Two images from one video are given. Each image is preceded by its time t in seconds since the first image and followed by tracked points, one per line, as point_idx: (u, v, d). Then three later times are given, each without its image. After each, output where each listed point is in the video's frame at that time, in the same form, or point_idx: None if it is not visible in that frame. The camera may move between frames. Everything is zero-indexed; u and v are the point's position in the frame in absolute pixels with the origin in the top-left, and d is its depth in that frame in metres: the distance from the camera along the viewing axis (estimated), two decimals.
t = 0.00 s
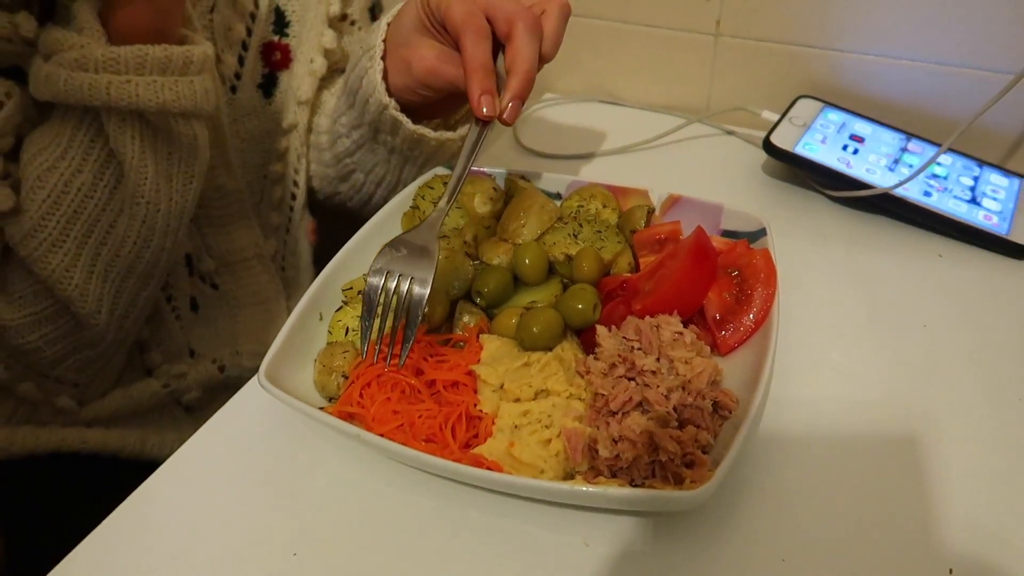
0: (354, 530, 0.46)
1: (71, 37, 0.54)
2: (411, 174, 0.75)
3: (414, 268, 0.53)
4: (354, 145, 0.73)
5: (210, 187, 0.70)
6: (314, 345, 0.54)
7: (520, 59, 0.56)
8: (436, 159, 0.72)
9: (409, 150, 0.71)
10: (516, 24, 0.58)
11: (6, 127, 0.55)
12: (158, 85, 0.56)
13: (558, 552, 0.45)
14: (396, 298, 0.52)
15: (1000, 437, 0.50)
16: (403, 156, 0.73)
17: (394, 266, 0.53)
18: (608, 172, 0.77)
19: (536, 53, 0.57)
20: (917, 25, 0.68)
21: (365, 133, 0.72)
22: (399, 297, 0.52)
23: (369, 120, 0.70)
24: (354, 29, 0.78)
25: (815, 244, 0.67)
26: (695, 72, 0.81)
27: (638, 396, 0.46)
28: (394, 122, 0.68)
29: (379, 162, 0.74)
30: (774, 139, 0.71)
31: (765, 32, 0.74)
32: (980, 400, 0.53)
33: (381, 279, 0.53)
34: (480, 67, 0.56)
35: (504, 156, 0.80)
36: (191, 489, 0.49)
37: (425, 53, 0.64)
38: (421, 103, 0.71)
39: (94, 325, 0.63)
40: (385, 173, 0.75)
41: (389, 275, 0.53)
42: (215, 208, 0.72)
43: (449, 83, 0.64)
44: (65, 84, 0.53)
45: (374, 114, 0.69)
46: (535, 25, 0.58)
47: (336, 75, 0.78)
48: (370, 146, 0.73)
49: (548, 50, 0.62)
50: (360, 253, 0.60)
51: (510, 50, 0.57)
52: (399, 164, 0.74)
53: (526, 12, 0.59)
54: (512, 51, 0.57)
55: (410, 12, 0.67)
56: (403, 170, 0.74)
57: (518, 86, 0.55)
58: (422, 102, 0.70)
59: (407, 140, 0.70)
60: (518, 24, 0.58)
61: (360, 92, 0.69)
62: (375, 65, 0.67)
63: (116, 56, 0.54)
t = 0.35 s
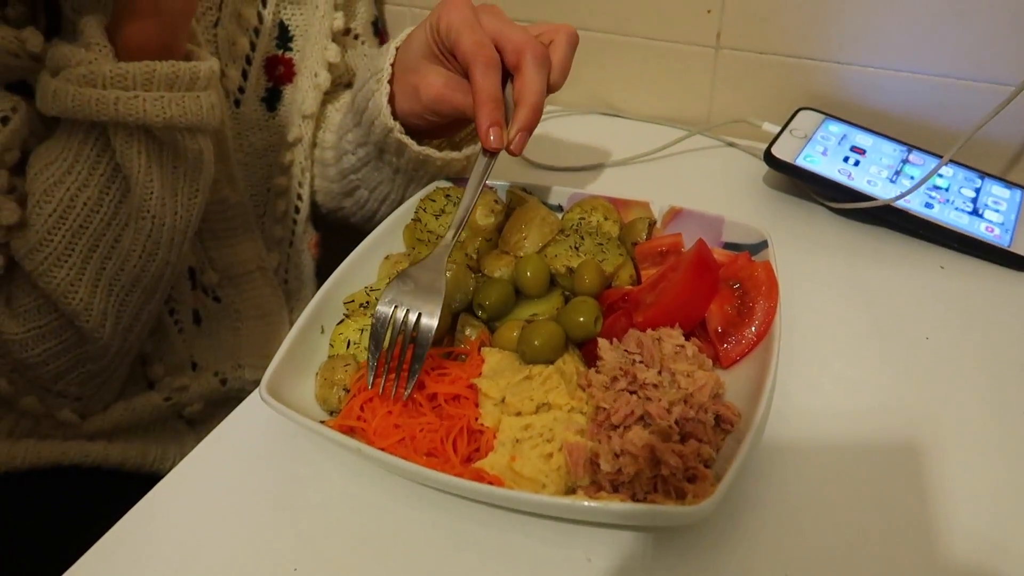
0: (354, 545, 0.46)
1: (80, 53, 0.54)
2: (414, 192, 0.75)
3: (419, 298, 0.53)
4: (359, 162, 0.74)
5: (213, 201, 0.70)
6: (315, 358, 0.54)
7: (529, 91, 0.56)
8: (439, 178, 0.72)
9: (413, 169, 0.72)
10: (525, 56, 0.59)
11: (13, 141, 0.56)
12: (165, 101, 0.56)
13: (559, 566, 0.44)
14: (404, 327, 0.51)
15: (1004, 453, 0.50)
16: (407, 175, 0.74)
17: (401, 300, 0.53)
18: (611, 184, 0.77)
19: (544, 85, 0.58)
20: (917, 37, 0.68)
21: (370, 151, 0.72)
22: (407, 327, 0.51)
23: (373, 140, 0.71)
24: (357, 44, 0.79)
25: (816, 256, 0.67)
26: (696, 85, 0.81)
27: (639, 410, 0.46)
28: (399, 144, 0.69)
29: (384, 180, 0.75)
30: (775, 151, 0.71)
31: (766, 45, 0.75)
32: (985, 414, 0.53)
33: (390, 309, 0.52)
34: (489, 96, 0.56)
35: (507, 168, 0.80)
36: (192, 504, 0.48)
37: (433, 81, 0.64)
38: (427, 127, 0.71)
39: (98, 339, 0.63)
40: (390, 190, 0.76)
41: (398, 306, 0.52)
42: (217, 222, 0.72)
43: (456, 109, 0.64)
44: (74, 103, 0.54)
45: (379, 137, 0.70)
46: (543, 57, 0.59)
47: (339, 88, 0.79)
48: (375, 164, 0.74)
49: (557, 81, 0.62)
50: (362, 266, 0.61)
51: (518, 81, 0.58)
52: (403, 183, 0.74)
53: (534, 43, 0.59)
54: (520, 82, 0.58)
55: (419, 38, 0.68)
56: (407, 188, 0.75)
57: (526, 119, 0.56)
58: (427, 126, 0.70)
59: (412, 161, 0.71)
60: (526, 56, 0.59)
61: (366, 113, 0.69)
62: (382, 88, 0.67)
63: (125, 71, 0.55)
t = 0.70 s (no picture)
0: (347, 543, 0.45)
1: (69, 42, 0.53)
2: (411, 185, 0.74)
3: (408, 299, 0.52)
4: (356, 153, 0.72)
5: (209, 194, 0.70)
6: (311, 353, 0.54)
7: (524, 93, 0.56)
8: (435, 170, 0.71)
9: (409, 161, 0.71)
10: (521, 54, 0.58)
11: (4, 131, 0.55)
12: (156, 91, 0.55)
13: (555, 565, 0.44)
14: (390, 329, 0.51)
15: (1008, 450, 0.49)
16: (403, 168, 0.72)
17: (389, 300, 0.52)
18: (611, 177, 0.76)
19: (540, 86, 0.57)
20: (923, 29, 0.67)
21: (367, 142, 0.71)
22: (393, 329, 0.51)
23: (369, 131, 0.70)
24: (354, 35, 0.79)
25: (818, 251, 0.66)
26: (697, 78, 0.80)
27: (638, 407, 0.45)
28: (394, 136, 0.68)
29: (379, 172, 0.73)
30: (777, 144, 0.70)
31: (768, 38, 0.74)
32: (989, 411, 0.52)
33: (376, 310, 0.51)
34: (484, 94, 0.55)
35: (506, 162, 0.79)
36: (186, 500, 0.48)
37: (426, 76, 0.63)
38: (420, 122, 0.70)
39: (92, 332, 0.62)
40: (386, 182, 0.74)
41: (384, 308, 0.52)
42: (214, 213, 0.71)
43: (449, 106, 0.63)
44: (64, 94, 0.53)
45: (374, 127, 0.69)
46: (540, 56, 0.58)
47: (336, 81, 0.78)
48: (372, 155, 0.72)
49: (553, 80, 0.61)
50: (359, 259, 0.60)
51: (514, 80, 0.57)
52: (400, 174, 0.73)
53: (532, 41, 0.59)
54: (516, 81, 0.57)
55: (415, 31, 0.67)
56: (404, 181, 0.73)
57: (519, 120, 0.55)
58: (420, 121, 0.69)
59: (408, 153, 0.69)
60: (523, 55, 0.58)
61: (362, 104, 0.68)
62: (376, 79, 0.67)
63: (117, 61, 0.54)
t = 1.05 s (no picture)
0: (345, 528, 0.46)
1: (71, 36, 0.54)
2: (422, 155, 0.74)
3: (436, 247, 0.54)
4: (363, 130, 0.73)
5: (209, 186, 0.70)
6: (308, 342, 0.54)
7: (543, 47, 0.57)
8: (450, 137, 0.70)
9: (423, 128, 0.70)
10: (540, 12, 0.59)
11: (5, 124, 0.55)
12: (157, 85, 0.56)
13: (549, 549, 0.44)
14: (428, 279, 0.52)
15: (997, 436, 0.50)
16: (416, 137, 0.72)
17: (423, 247, 0.54)
18: (607, 170, 0.77)
19: (560, 41, 0.58)
20: (913, 21, 0.68)
21: (377, 114, 0.71)
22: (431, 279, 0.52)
23: (383, 99, 0.69)
24: (348, 29, 0.78)
25: (811, 242, 0.67)
26: (693, 71, 0.81)
27: (631, 393, 0.46)
28: (410, 99, 0.67)
29: (389, 147, 0.74)
30: (771, 136, 0.71)
31: (762, 30, 0.74)
32: (979, 399, 0.53)
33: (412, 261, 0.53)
34: (506, 50, 0.57)
35: (503, 155, 0.80)
36: (186, 487, 0.49)
37: (445, 38, 0.62)
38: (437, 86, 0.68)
39: (94, 323, 0.63)
40: (394, 158, 0.75)
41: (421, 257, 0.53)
42: (214, 206, 0.72)
43: (469, 68, 0.61)
44: (65, 86, 0.53)
45: (390, 92, 0.67)
46: (558, 13, 0.59)
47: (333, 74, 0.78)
48: (381, 129, 0.72)
49: (571, 41, 0.62)
50: (356, 249, 0.61)
51: (533, 37, 0.58)
52: (412, 145, 0.73)
53: None
54: (535, 38, 0.58)
55: None
56: (416, 152, 0.74)
57: (541, 74, 0.56)
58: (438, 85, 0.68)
59: (423, 117, 0.68)
60: (541, 12, 0.59)
61: (376, 71, 0.67)
62: (392, 43, 0.65)
63: (119, 55, 0.54)
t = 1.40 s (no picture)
0: (339, 528, 0.46)
1: (63, 40, 0.54)
2: (429, 153, 0.72)
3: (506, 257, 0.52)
4: (367, 129, 0.71)
5: (200, 188, 0.70)
6: (301, 343, 0.54)
7: (579, 44, 0.56)
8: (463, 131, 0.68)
9: (436, 124, 0.68)
10: (573, 7, 0.58)
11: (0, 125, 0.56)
12: (152, 87, 0.55)
13: (543, 548, 0.45)
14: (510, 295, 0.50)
15: (985, 434, 0.50)
16: (425, 134, 0.70)
17: (499, 259, 0.52)
18: (599, 171, 0.77)
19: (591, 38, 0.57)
20: (900, 23, 0.69)
21: (384, 111, 0.69)
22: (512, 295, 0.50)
23: (393, 95, 0.66)
24: (336, 24, 0.79)
25: (802, 241, 0.67)
26: (683, 72, 0.81)
27: (623, 392, 0.46)
28: (424, 93, 0.65)
29: (394, 146, 0.72)
30: (762, 136, 0.71)
31: (752, 32, 0.75)
32: (969, 397, 0.53)
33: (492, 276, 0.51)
34: (541, 47, 0.55)
35: (495, 155, 0.80)
36: (178, 487, 0.48)
37: (466, 32, 0.60)
38: (454, 81, 0.66)
39: (86, 326, 0.63)
40: (399, 157, 0.73)
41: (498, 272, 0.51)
42: (206, 208, 0.72)
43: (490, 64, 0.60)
44: (58, 89, 0.53)
45: (402, 87, 0.65)
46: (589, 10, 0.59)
47: (323, 71, 0.79)
48: (385, 129, 0.71)
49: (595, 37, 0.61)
50: (349, 250, 0.60)
51: (567, 33, 0.57)
52: (419, 143, 0.71)
53: None
54: (569, 34, 0.57)
55: None
56: (423, 151, 0.72)
57: (579, 72, 0.55)
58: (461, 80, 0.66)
59: (437, 111, 0.66)
60: (574, 7, 0.58)
61: (388, 65, 0.64)
62: (408, 36, 0.62)
63: (112, 56, 0.54)
